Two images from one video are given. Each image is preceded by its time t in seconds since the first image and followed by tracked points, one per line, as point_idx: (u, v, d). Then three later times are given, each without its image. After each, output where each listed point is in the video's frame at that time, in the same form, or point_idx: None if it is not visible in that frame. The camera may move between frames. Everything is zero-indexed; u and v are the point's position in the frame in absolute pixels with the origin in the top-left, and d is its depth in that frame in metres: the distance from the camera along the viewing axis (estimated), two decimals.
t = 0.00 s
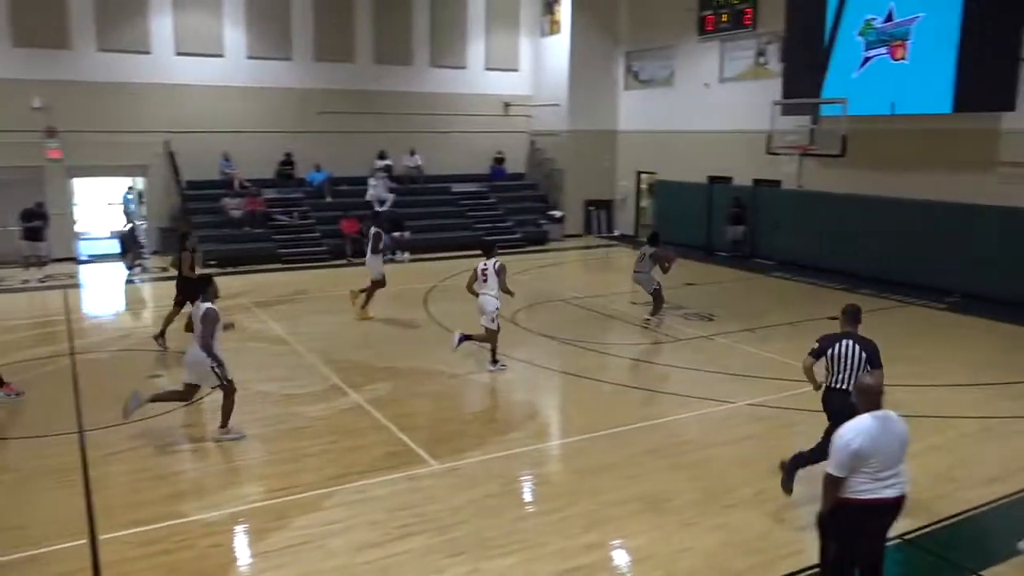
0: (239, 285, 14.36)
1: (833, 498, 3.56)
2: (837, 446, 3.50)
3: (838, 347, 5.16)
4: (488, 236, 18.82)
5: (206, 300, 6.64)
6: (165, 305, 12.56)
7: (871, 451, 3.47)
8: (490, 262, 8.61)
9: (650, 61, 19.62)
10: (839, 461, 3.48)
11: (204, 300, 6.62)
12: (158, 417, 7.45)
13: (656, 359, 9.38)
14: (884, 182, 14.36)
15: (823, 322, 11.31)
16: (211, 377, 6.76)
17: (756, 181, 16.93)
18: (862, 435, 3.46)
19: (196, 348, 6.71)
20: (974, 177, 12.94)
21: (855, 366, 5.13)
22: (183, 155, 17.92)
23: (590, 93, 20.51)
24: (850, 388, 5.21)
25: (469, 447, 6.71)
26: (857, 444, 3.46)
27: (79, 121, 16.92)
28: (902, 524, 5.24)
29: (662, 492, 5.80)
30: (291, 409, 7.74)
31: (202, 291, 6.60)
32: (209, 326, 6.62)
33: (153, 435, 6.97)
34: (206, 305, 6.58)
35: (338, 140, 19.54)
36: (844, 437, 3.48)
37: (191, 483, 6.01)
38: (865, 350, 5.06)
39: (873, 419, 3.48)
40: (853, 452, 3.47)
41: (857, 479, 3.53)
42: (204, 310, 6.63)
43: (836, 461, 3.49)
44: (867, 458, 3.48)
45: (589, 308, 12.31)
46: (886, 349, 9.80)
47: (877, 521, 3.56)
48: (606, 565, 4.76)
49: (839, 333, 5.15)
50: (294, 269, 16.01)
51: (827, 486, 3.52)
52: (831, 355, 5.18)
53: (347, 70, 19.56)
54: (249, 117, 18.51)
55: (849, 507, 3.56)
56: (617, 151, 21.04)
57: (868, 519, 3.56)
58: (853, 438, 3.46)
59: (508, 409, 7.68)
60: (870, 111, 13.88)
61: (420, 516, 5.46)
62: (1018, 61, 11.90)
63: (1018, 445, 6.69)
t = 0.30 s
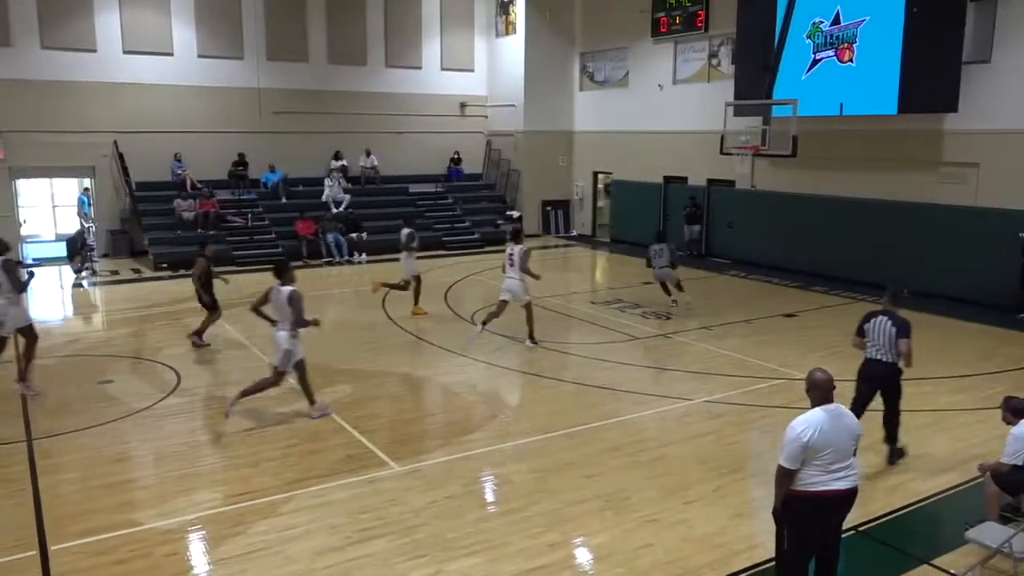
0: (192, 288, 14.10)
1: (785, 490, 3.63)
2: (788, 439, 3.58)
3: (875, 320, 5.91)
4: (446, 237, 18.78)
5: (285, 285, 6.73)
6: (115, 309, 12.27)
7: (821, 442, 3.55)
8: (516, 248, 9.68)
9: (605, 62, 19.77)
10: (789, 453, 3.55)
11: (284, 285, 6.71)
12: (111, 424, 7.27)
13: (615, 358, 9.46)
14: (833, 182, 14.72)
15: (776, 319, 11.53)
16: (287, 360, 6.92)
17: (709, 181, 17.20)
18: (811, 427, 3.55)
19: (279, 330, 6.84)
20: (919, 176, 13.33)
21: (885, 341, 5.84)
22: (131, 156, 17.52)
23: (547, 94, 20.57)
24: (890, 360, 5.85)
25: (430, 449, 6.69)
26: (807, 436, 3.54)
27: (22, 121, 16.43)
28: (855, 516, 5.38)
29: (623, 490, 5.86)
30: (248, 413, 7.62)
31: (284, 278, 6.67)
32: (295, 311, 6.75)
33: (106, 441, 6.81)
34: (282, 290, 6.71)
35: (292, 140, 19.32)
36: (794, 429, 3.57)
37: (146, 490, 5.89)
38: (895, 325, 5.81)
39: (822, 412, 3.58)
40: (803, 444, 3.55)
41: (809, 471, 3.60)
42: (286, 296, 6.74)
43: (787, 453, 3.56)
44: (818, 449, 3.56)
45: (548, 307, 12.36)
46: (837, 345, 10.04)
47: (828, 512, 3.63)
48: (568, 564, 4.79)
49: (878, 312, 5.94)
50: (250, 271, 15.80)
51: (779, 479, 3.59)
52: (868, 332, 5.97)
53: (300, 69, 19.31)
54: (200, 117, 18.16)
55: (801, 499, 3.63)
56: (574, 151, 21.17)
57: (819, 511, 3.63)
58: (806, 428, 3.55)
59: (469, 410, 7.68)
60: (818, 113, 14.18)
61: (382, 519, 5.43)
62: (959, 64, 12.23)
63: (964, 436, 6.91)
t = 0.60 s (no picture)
0: (192, 288, 14.10)
1: (782, 489, 3.63)
2: (785, 438, 3.59)
3: (958, 309, 6.15)
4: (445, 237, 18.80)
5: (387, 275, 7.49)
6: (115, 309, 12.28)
7: (818, 442, 3.56)
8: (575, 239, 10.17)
9: (604, 62, 19.78)
10: (786, 452, 3.56)
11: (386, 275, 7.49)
12: (111, 424, 7.28)
13: (614, 358, 9.48)
14: (833, 182, 14.73)
15: (775, 319, 11.55)
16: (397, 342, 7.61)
17: (709, 180, 17.20)
18: (808, 426, 3.55)
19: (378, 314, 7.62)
20: (918, 176, 13.34)
21: (963, 327, 6.15)
22: (131, 156, 17.53)
23: (546, 94, 20.59)
24: (963, 346, 6.13)
25: (430, 449, 6.69)
26: (804, 435, 3.55)
27: (22, 121, 16.44)
28: (855, 516, 5.38)
29: (623, 490, 5.86)
30: (248, 413, 7.62)
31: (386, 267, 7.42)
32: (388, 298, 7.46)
33: (105, 441, 6.81)
34: (384, 278, 7.42)
35: (291, 140, 19.33)
36: (791, 429, 3.57)
37: (146, 491, 5.89)
38: (972, 315, 6.15)
39: (820, 411, 3.59)
40: (800, 443, 3.55)
41: (806, 470, 3.60)
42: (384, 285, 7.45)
43: (785, 452, 3.56)
44: (815, 449, 3.56)
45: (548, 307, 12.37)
46: (837, 345, 10.05)
47: (826, 511, 3.63)
48: (568, 564, 4.79)
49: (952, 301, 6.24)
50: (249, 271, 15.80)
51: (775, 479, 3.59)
52: (944, 319, 6.22)
53: (300, 69, 19.31)
54: (199, 117, 18.17)
55: (798, 498, 3.63)
56: (573, 151, 21.18)
57: (817, 511, 3.63)
58: (804, 428, 3.55)
59: (468, 409, 7.68)
60: (817, 113, 14.19)
61: (381, 519, 5.43)
62: (958, 63, 12.23)
63: (963, 436, 6.92)
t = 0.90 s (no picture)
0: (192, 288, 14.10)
1: (782, 488, 3.63)
2: (784, 438, 3.59)
3: (1006, 301, 6.62)
4: (445, 237, 18.80)
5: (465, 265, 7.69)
6: (115, 309, 12.28)
7: (817, 441, 3.56)
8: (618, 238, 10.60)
9: (604, 62, 19.78)
10: (785, 452, 3.56)
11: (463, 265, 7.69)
12: (112, 424, 7.28)
13: (613, 358, 9.48)
14: (833, 182, 14.73)
15: (775, 319, 11.56)
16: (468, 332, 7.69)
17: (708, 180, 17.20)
18: (808, 426, 3.55)
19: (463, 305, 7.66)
20: (918, 176, 13.34)
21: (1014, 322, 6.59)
22: (130, 156, 17.54)
23: (547, 94, 20.57)
24: (1013, 337, 6.63)
25: (430, 449, 6.69)
26: (804, 434, 3.55)
27: (23, 121, 16.46)
28: (855, 517, 5.38)
29: (623, 490, 5.86)
30: (248, 414, 7.63)
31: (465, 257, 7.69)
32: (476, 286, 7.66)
33: (105, 441, 6.81)
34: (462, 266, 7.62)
35: (291, 140, 19.34)
36: (790, 428, 3.57)
37: (146, 491, 5.88)
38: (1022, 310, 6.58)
39: (819, 411, 3.59)
40: (799, 442, 3.55)
41: (806, 470, 3.60)
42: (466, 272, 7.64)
43: (784, 452, 3.56)
44: (814, 448, 3.56)
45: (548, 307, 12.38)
46: (837, 345, 10.05)
47: (826, 511, 3.63)
48: (568, 564, 4.79)
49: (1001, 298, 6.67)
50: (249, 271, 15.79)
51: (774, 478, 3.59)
52: (995, 314, 6.68)
53: (300, 70, 19.31)
54: (199, 117, 18.18)
55: (797, 498, 3.63)
56: (572, 151, 21.19)
57: (817, 510, 3.62)
58: (803, 428, 3.55)
59: (468, 410, 7.68)
60: (818, 113, 14.19)
61: (381, 519, 5.43)
62: (958, 64, 12.22)
63: (964, 436, 6.92)
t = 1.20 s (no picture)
0: (192, 288, 14.09)
1: (782, 488, 3.63)
2: (785, 438, 3.59)
3: None
4: (446, 237, 18.80)
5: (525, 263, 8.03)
6: (115, 309, 12.27)
7: (819, 441, 3.55)
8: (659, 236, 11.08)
9: (604, 62, 19.77)
10: (785, 452, 3.56)
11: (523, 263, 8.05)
12: (112, 424, 7.28)
13: (614, 358, 9.48)
14: (833, 182, 14.74)
15: (776, 319, 11.56)
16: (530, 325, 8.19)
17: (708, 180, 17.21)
18: (808, 425, 3.55)
19: (516, 303, 8.07)
20: (917, 176, 13.34)
21: None
22: (130, 156, 17.54)
23: (547, 94, 20.57)
24: None
25: (429, 449, 6.69)
26: (804, 434, 3.55)
27: (22, 121, 16.46)
28: (855, 517, 5.37)
29: (624, 490, 5.86)
30: (248, 414, 7.62)
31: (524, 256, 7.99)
32: (532, 285, 7.97)
33: (106, 440, 6.81)
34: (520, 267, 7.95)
35: (291, 140, 19.34)
36: (791, 428, 3.57)
37: (146, 491, 5.88)
38: None
39: (820, 411, 3.59)
40: (801, 443, 3.55)
41: (806, 470, 3.60)
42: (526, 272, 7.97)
43: (784, 452, 3.56)
44: (815, 448, 3.56)
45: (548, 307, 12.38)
46: (837, 345, 10.05)
47: (826, 511, 3.63)
48: (568, 564, 4.79)
49: None
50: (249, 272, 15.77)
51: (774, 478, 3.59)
52: None
53: (300, 70, 19.30)
54: (199, 117, 18.17)
55: (797, 498, 3.63)
56: (572, 151, 21.19)
57: (817, 511, 3.62)
58: (804, 428, 3.55)
59: (468, 410, 7.68)
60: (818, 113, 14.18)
61: (380, 519, 5.43)
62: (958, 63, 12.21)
63: (964, 436, 6.91)
